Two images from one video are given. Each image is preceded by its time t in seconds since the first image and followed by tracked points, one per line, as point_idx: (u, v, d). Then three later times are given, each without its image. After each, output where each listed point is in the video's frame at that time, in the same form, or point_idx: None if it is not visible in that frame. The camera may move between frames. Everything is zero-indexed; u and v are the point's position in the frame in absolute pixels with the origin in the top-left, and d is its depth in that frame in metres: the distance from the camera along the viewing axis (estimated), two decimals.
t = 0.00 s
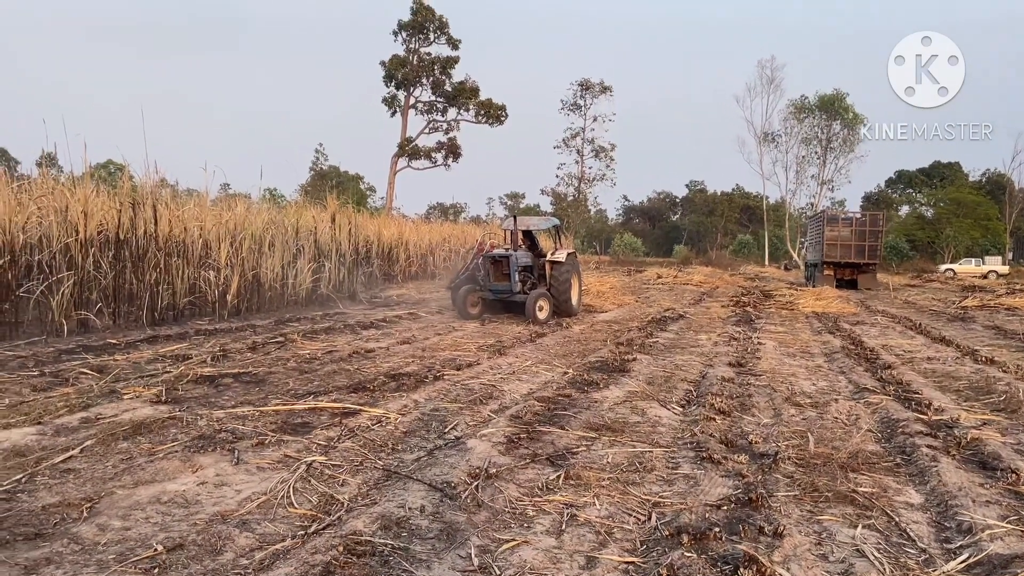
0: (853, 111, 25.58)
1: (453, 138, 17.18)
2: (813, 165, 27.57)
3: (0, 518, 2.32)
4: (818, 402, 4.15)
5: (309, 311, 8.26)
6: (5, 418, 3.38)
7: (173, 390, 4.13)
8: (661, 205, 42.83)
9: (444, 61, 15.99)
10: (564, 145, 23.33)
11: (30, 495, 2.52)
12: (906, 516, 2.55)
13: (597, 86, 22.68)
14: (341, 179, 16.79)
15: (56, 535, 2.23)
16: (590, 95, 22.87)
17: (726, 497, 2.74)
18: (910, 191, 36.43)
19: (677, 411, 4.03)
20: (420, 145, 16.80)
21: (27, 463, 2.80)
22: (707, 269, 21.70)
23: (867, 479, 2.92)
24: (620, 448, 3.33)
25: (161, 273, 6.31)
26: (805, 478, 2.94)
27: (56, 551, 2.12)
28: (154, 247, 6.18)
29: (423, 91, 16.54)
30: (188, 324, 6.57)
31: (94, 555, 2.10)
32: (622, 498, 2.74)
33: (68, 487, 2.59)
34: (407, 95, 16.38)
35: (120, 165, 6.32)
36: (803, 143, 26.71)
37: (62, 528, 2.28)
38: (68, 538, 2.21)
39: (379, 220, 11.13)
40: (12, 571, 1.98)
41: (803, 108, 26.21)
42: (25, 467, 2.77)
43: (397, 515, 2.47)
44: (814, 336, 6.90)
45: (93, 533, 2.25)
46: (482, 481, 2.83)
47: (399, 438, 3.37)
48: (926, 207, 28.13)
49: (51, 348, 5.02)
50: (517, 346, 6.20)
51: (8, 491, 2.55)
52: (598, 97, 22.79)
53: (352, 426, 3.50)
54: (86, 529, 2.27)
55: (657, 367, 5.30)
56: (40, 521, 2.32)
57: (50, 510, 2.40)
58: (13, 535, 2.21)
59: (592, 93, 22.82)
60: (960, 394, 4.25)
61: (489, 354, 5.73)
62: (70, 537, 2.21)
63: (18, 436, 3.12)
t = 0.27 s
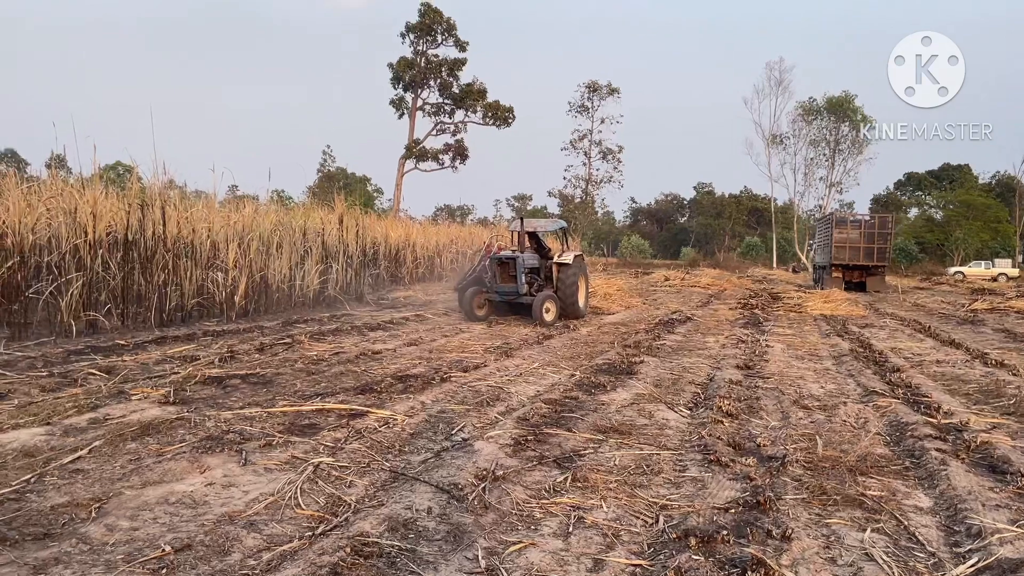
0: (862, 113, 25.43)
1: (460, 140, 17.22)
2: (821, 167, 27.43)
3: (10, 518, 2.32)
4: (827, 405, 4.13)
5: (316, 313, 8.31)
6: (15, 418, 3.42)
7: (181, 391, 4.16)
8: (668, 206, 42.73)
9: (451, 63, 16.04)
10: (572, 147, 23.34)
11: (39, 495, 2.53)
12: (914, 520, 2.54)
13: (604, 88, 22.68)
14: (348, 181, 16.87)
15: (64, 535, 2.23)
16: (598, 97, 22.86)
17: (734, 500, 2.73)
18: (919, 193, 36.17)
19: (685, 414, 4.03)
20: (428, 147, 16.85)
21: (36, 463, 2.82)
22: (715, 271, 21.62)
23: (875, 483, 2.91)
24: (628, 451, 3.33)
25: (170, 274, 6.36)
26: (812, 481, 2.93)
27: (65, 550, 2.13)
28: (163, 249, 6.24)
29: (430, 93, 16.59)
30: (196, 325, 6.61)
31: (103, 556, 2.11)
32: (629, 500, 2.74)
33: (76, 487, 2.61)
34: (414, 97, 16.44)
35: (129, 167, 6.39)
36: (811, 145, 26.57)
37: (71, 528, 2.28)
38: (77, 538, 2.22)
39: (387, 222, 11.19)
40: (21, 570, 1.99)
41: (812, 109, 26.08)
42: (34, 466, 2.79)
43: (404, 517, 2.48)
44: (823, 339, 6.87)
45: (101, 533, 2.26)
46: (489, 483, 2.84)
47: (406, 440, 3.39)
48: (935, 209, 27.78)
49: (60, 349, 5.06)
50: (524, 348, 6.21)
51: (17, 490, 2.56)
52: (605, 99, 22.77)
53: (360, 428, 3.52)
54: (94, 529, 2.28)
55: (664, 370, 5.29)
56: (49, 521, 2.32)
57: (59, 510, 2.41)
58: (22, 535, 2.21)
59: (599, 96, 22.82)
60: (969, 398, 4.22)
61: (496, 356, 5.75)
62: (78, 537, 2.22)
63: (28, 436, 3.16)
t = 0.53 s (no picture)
0: (870, 116, 25.31)
1: (467, 141, 17.26)
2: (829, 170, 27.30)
3: (18, 518, 2.34)
4: (834, 408, 4.12)
5: (324, 314, 8.35)
6: (24, 419, 3.45)
7: (189, 393, 4.20)
8: (675, 209, 42.63)
9: (458, 65, 16.10)
10: (579, 149, 23.35)
11: (47, 496, 2.55)
12: (922, 524, 2.53)
13: (611, 90, 22.68)
14: (356, 183, 16.95)
15: (71, 536, 2.24)
16: (605, 99, 22.88)
17: (740, 503, 2.73)
18: (928, 195, 35.93)
19: (692, 417, 4.02)
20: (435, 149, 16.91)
21: (45, 463, 2.85)
22: (722, 273, 21.55)
23: (883, 487, 2.90)
24: (634, 454, 3.33)
25: (178, 275, 6.41)
26: (820, 485, 2.92)
27: (72, 551, 2.14)
28: (171, 250, 6.30)
29: (437, 95, 16.66)
30: (204, 326, 6.65)
31: (110, 556, 2.12)
32: (635, 503, 2.74)
33: (84, 488, 2.62)
34: (422, 99, 16.51)
35: (138, 168, 6.47)
36: (819, 148, 26.46)
37: (78, 529, 2.29)
38: (84, 539, 2.22)
39: (394, 223, 11.24)
40: (29, 571, 2.00)
41: (819, 112, 25.98)
42: (43, 467, 2.81)
43: (410, 519, 2.49)
44: (830, 342, 6.84)
45: (109, 534, 2.27)
46: (495, 485, 2.85)
47: (412, 442, 3.41)
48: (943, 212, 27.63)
49: (69, 350, 5.10)
50: (530, 350, 6.22)
51: (26, 491, 2.58)
52: (612, 101, 22.78)
53: (366, 429, 3.54)
54: (102, 530, 2.29)
55: (671, 372, 5.28)
56: (57, 522, 2.33)
57: (66, 511, 2.42)
58: (31, 535, 2.22)
59: (606, 97, 22.83)
60: (978, 401, 4.19)
61: (503, 358, 5.76)
62: (85, 538, 2.23)
63: (37, 437, 3.19)
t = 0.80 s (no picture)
0: (878, 118, 25.21)
1: (474, 144, 17.31)
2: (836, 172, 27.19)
3: (26, 518, 2.34)
4: (842, 411, 4.11)
5: (330, 316, 8.41)
6: (32, 420, 3.49)
7: (196, 394, 4.24)
8: (682, 211, 42.55)
9: (465, 68, 16.17)
10: (585, 152, 23.37)
11: (54, 496, 2.56)
12: (931, 527, 2.52)
13: (618, 92, 22.70)
14: (363, 185, 17.03)
15: (79, 536, 2.25)
16: (611, 101, 22.89)
17: (748, 506, 2.73)
18: (936, 198, 35.71)
19: (699, 419, 4.02)
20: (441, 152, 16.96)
21: (53, 464, 2.87)
22: (729, 276, 21.49)
23: (891, 490, 2.89)
24: (641, 456, 3.34)
25: (186, 277, 6.46)
26: (828, 488, 2.92)
27: (80, 551, 2.14)
28: (179, 252, 6.34)
29: (444, 97, 16.72)
30: (211, 328, 6.72)
31: (118, 556, 2.13)
32: (643, 505, 2.75)
33: (92, 489, 2.64)
34: (428, 102, 16.57)
35: (146, 171, 6.53)
36: (826, 149, 26.36)
37: (86, 529, 2.30)
38: (92, 539, 2.23)
39: (401, 225, 11.30)
40: (36, 571, 2.00)
41: (827, 114, 25.90)
42: (50, 468, 2.83)
43: (418, 521, 2.51)
44: (838, 344, 6.82)
45: (116, 534, 2.28)
46: (502, 487, 2.86)
47: (420, 444, 3.43)
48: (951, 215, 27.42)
49: (77, 351, 5.15)
50: (537, 352, 6.23)
51: (34, 491, 2.59)
52: (619, 103, 22.79)
53: (373, 431, 3.57)
54: (109, 530, 2.30)
55: (678, 375, 5.28)
56: (65, 522, 2.34)
57: (74, 511, 2.43)
58: (39, 535, 2.23)
59: (613, 100, 22.84)
60: (987, 404, 4.17)
61: (509, 360, 5.77)
62: (93, 539, 2.23)
63: (45, 438, 3.22)
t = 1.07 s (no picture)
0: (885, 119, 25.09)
1: (480, 146, 17.35)
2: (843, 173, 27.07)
3: (35, 520, 2.37)
4: (849, 414, 4.09)
5: (336, 318, 8.45)
6: (40, 422, 3.53)
7: (203, 396, 4.27)
8: (688, 213, 42.46)
9: (471, 70, 16.22)
10: (591, 154, 23.38)
11: (62, 498, 2.58)
12: (940, 531, 2.51)
13: (624, 94, 22.71)
14: (369, 188, 17.10)
15: (87, 538, 2.26)
16: (617, 103, 22.90)
17: (755, 509, 2.73)
18: (944, 199, 35.46)
19: (706, 422, 4.02)
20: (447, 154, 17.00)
21: (61, 466, 2.90)
22: (735, 278, 21.43)
23: (899, 493, 2.88)
24: (647, 459, 3.34)
25: (192, 279, 6.51)
26: (836, 491, 2.92)
27: (88, 553, 2.16)
28: (186, 255, 6.40)
29: (450, 100, 16.77)
30: (218, 330, 6.76)
31: (125, 559, 2.14)
32: (649, 508, 2.75)
33: (100, 491, 2.66)
34: (434, 104, 16.63)
35: (153, 173, 6.58)
36: (833, 151, 26.25)
37: (93, 531, 2.32)
38: (99, 541, 2.24)
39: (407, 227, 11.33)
40: (45, 572, 2.02)
41: (833, 115, 25.80)
42: (58, 470, 2.86)
43: (424, 524, 2.52)
44: (845, 347, 6.79)
45: (124, 537, 2.29)
46: (509, 490, 2.87)
47: (426, 446, 3.44)
48: (959, 217, 27.13)
49: (85, 353, 5.20)
50: (543, 355, 6.24)
51: (42, 493, 2.62)
52: (625, 105, 22.79)
53: (380, 434, 3.59)
54: (117, 532, 2.32)
55: (685, 377, 5.27)
56: (73, 524, 2.36)
57: (82, 513, 2.45)
58: (47, 538, 2.25)
59: (619, 102, 22.83)
60: (996, 407, 4.15)
61: (516, 362, 5.78)
62: (101, 540, 2.25)
63: (53, 440, 3.26)
